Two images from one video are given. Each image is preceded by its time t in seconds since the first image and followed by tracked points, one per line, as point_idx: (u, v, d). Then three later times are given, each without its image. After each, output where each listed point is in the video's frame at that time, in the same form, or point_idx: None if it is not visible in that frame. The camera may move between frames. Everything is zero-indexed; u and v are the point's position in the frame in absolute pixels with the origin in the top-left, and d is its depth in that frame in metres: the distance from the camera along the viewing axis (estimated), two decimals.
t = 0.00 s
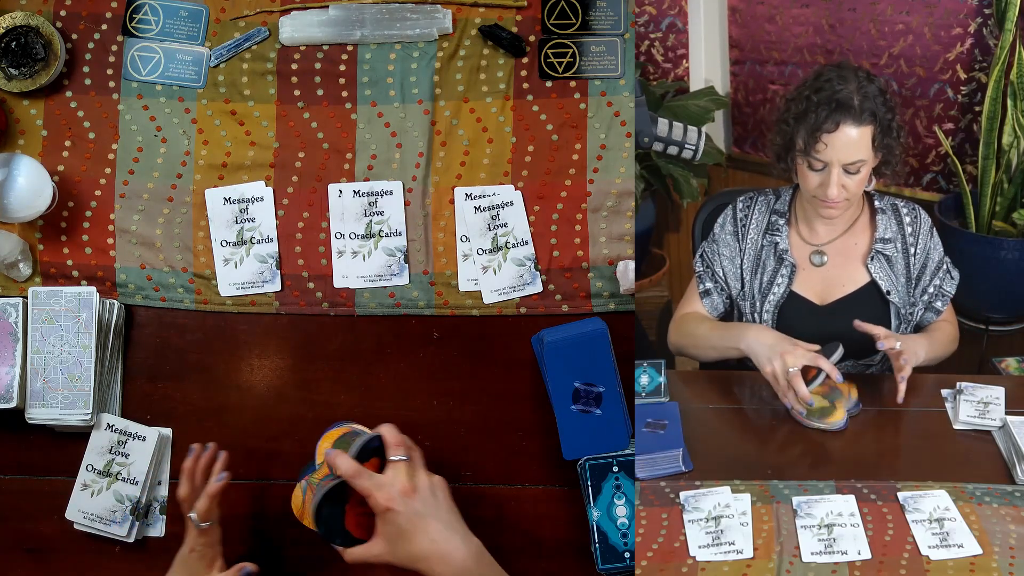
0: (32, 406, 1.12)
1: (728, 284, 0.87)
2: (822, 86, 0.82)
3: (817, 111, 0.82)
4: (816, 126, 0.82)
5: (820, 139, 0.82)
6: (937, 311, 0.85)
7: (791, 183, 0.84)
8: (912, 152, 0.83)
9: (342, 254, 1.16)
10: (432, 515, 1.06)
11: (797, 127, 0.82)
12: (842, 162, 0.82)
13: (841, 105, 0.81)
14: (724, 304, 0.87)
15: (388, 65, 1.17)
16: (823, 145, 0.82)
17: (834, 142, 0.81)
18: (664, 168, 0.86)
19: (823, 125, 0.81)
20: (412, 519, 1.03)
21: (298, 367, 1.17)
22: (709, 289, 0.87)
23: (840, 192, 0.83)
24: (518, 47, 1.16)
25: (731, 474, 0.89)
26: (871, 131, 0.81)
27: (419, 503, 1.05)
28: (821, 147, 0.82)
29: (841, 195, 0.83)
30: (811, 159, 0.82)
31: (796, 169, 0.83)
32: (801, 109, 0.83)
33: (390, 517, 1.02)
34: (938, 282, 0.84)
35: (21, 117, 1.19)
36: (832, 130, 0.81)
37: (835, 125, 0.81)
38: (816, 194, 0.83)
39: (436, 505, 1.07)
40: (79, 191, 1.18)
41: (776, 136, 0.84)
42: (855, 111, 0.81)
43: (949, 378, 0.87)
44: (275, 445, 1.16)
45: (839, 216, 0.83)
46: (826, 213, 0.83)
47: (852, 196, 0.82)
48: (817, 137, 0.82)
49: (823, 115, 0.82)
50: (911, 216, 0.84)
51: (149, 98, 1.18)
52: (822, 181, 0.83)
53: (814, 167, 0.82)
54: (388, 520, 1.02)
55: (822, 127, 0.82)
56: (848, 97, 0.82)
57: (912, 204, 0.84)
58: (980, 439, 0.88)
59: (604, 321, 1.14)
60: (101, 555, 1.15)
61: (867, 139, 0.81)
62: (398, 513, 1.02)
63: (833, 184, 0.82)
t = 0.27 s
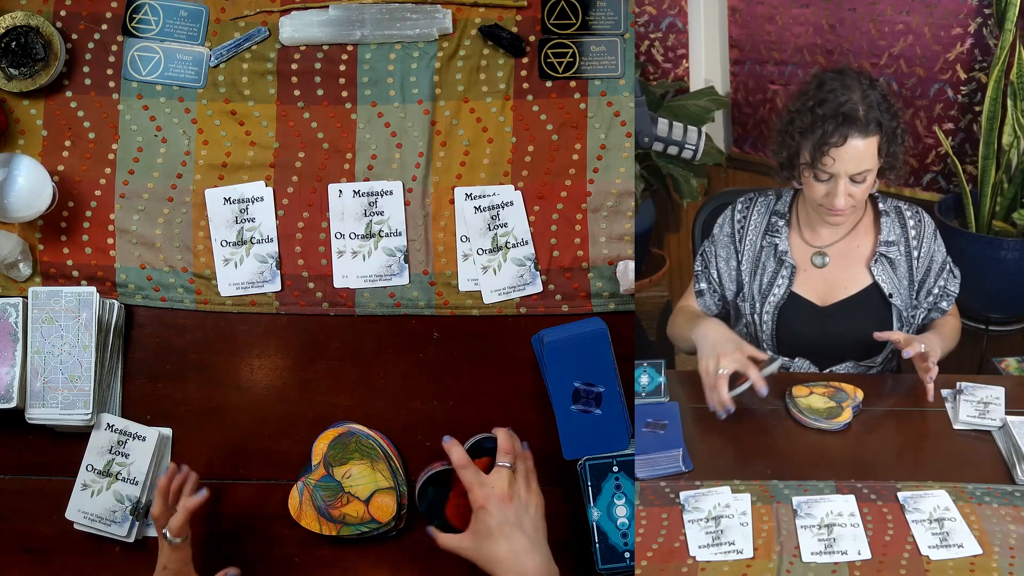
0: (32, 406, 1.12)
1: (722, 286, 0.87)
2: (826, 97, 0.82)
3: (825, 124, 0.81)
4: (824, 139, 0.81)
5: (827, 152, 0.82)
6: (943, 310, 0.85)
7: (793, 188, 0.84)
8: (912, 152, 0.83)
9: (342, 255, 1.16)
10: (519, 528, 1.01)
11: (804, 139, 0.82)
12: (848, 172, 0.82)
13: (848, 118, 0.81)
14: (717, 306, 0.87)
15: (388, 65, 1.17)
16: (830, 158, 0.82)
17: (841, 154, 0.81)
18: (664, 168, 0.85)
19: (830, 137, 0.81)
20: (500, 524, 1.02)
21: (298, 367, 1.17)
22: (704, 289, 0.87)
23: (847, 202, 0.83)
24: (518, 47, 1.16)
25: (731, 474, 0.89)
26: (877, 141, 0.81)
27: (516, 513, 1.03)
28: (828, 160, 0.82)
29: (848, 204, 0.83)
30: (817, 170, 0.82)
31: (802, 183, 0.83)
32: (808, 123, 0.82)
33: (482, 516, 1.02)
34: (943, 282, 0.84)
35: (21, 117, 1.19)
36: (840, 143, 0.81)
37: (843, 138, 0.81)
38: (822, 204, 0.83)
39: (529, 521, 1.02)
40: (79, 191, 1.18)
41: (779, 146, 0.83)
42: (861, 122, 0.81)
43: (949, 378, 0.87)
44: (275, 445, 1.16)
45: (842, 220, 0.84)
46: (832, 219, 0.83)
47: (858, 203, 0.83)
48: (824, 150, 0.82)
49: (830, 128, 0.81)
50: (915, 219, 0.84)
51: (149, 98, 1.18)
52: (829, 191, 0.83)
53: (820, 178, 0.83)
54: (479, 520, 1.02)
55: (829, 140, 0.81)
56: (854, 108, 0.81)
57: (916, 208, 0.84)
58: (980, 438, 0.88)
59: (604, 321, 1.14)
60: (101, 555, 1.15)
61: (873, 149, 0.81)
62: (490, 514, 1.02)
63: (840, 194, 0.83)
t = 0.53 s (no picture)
0: (32, 406, 1.12)
1: (726, 285, 0.87)
2: (823, 95, 0.82)
3: (821, 121, 0.81)
4: (820, 136, 0.81)
5: (824, 149, 0.82)
6: (949, 298, 0.84)
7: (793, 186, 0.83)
8: (912, 152, 0.83)
9: (342, 254, 1.16)
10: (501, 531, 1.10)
11: (801, 137, 0.82)
12: (845, 169, 0.82)
13: (844, 115, 0.81)
14: (721, 305, 0.87)
15: (388, 65, 1.17)
16: (827, 155, 0.82)
17: (838, 151, 0.81)
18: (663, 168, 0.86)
19: (826, 134, 0.81)
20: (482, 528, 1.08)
21: (298, 367, 1.17)
22: (707, 290, 0.87)
23: (845, 199, 0.83)
24: (518, 47, 1.16)
25: (731, 474, 0.89)
26: (874, 137, 0.81)
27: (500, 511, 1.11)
28: (825, 157, 0.82)
29: (846, 201, 0.83)
30: (815, 168, 0.82)
31: (801, 180, 0.83)
32: (804, 120, 0.82)
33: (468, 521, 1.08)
34: (947, 274, 0.84)
35: (21, 117, 1.19)
36: (836, 140, 0.81)
37: (839, 135, 0.81)
38: (821, 202, 0.83)
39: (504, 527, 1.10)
40: (78, 191, 1.18)
41: (777, 146, 0.83)
42: (858, 118, 0.81)
43: (949, 378, 0.87)
44: (275, 445, 1.16)
45: (841, 219, 0.83)
46: (831, 216, 0.83)
47: (857, 199, 0.82)
48: (820, 147, 0.82)
49: (826, 124, 0.81)
50: (915, 218, 0.84)
51: (149, 98, 1.18)
52: (827, 188, 0.83)
53: (818, 175, 0.82)
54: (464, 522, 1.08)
55: (826, 137, 0.81)
56: (850, 105, 0.81)
57: (915, 206, 0.84)
58: (980, 439, 0.88)
59: (604, 321, 1.14)
60: (101, 555, 1.15)
61: (870, 145, 0.81)
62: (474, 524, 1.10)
63: (838, 191, 0.82)
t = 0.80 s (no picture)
0: (32, 406, 1.12)
1: (739, 283, 0.87)
2: (809, 89, 0.82)
3: (805, 113, 0.81)
4: (804, 129, 0.81)
5: (809, 141, 0.81)
6: (949, 294, 0.84)
7: (791, 183, 0.84)
8: (912, 152, 0.83)
9: (342, 254, 1.16)
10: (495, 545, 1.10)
11: (785, 131, 0.82)
12: (833, 162, 0.81)
13: (828, 107, 0.81)
14: (734, 303, 0.87)
15: (388, 65, 1.17)
16: (813, 146, 0.81)
17: (822, 143, 0.81)
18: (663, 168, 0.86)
19: (810, 125, 0.81)
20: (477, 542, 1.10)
21: (298, 367, 1.17)
22: (721, 290, 0.87)
23: (834, 191, 0.82)
24: (518, 47, 1.16)
25: (731, 474, 0.89)
26: (862, 131, 0.80)
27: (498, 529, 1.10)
28: (811, 148, 0.82)
29: (835, 193, 0.82)
30: (804, 159, 0.82)
31: (791, 170, 0.83)
32: (789, 112, 0.83)
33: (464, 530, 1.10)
34: (949, 267, 0.84)
35: (21, 117, 1.19)
36: (820, 131, 0.81)
37: (822, 126, 0.81)
38: (812, 194, 0.83)
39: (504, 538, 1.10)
40: (79, 191, 1.18)
41: (772, 143, 0.84)
42: (843, 112, 0.81)
43: (949, 378, 0.87)
44: (275, 445, 1.16)
45: (841, 214, 0.83)
46: (828, 211, 0.83)
47: (850, 192, 0.82)
48: (806, 139, 0.81)
49: (810, 116, 0.81)
50: (914, 215, 0.84)
51: (149, 98, 1.18)
52: (816, 180, 0.82)
53: (807, 168, 0.82)
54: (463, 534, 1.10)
55: (811, 129, 0.81)
56: (837, 98, 0.81)
57: (915, 203, 0.84)
58: (980, 439, 0.88)
59: (604, 321, 1.14)
60: (102, 555, 1.15)
61: (857, 138, 0.81)
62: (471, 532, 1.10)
63: (826, 183, 0.82)
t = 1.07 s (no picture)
0: (32, 406, 1.12)
1: (733, 279, 0.87)
2: (805, 82, 0.83)
3: (796, 104, 0.82)
4: (797, 118, 0.82)
5: (801, 131, 0.82)
6: (946, 294, 0.84)
7: (788, 179, 0.84)
8: (912, 152, 0.83)
9: (342, 254, 1.16)
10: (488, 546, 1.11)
11: (780, 121, 0.83)
12: (824, 154, 0.82)
13: (820, 99, 0.82)
14: (731, 299, 0.87)
15: (388, 65, 1.17)
16: (804, 136, 0.82)
17: (812, 133, 0.82)
18: (663, 168, 0.86)
19: (801, 116, 0.82)
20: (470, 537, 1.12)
21: (298, 367, 1.17)
22: (717, 286, 0.87)
23: (824, 183, 0.83)
24: (518, 47, 1.16)
25: (731, 474, 0.89)
26: (854, 124, 0.81)
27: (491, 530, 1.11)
28: (801, 139, 0.82)
29: (825, 187, 0.83)
30: (797, 149, 0.83)
31: (783, 160, 0.83)
32: (783, 103, 0.83)
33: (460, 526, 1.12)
34: (945, 268, 0.84)
35: (21, 117, 1.19)
36: (810, 122, 0.82)
37: (813, 117, 0.82)
38: (805, 187, 0.83)
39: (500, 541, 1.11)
40: (79, 191, 1.18)
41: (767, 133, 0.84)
42: (836, 105, 0.81)
43: (949, 378, 0.87)
44: (275, 445, 1.16)
45: (838, 209, 0.83)
46: (823, 206, 0.83)
47: (843, 186, 0.82)
48: (797, 129, 0.82)
49: (801, 107, 0.82)
50: (912, 211, 0.84)
51: (149, 98, 1.18)
52: (807, 172, 0.83)
53: (799, 159, 0.83)
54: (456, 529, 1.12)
55: (802, 120, 0.82)
56: (831, 92, 0.82)
57: (912, 200, 0.84)
58: (980, 439, 0.88)
59: (604, 321, 1.14)
60: (102, 555, 1.15)
61: (849, 131, 0.81)
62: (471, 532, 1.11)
63: (817, 176, 0.83)
